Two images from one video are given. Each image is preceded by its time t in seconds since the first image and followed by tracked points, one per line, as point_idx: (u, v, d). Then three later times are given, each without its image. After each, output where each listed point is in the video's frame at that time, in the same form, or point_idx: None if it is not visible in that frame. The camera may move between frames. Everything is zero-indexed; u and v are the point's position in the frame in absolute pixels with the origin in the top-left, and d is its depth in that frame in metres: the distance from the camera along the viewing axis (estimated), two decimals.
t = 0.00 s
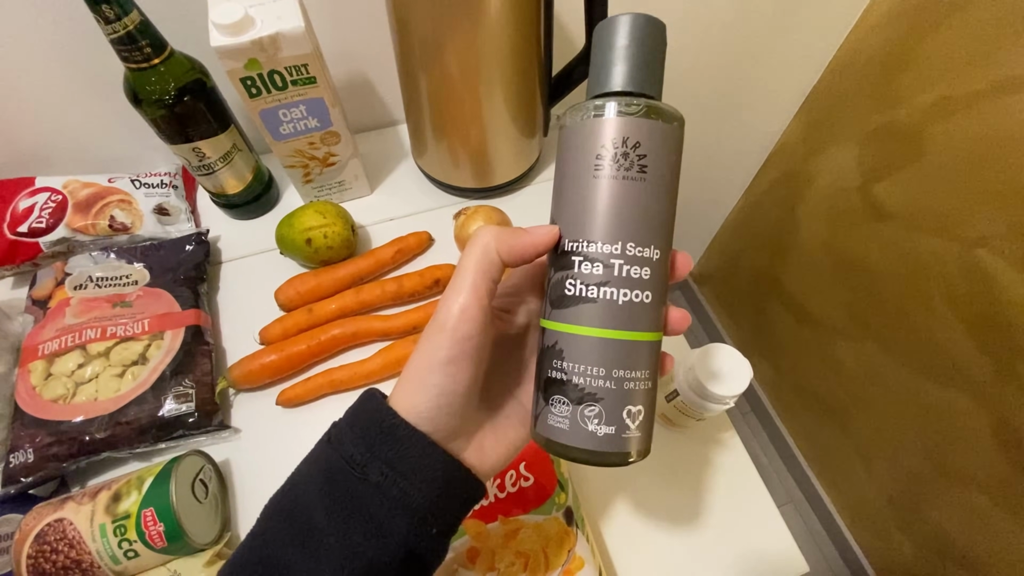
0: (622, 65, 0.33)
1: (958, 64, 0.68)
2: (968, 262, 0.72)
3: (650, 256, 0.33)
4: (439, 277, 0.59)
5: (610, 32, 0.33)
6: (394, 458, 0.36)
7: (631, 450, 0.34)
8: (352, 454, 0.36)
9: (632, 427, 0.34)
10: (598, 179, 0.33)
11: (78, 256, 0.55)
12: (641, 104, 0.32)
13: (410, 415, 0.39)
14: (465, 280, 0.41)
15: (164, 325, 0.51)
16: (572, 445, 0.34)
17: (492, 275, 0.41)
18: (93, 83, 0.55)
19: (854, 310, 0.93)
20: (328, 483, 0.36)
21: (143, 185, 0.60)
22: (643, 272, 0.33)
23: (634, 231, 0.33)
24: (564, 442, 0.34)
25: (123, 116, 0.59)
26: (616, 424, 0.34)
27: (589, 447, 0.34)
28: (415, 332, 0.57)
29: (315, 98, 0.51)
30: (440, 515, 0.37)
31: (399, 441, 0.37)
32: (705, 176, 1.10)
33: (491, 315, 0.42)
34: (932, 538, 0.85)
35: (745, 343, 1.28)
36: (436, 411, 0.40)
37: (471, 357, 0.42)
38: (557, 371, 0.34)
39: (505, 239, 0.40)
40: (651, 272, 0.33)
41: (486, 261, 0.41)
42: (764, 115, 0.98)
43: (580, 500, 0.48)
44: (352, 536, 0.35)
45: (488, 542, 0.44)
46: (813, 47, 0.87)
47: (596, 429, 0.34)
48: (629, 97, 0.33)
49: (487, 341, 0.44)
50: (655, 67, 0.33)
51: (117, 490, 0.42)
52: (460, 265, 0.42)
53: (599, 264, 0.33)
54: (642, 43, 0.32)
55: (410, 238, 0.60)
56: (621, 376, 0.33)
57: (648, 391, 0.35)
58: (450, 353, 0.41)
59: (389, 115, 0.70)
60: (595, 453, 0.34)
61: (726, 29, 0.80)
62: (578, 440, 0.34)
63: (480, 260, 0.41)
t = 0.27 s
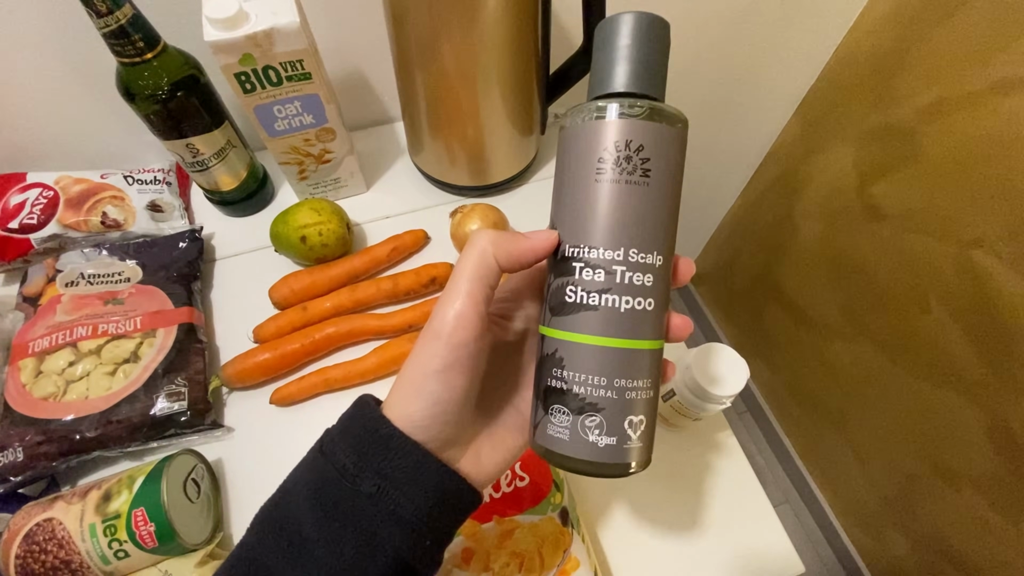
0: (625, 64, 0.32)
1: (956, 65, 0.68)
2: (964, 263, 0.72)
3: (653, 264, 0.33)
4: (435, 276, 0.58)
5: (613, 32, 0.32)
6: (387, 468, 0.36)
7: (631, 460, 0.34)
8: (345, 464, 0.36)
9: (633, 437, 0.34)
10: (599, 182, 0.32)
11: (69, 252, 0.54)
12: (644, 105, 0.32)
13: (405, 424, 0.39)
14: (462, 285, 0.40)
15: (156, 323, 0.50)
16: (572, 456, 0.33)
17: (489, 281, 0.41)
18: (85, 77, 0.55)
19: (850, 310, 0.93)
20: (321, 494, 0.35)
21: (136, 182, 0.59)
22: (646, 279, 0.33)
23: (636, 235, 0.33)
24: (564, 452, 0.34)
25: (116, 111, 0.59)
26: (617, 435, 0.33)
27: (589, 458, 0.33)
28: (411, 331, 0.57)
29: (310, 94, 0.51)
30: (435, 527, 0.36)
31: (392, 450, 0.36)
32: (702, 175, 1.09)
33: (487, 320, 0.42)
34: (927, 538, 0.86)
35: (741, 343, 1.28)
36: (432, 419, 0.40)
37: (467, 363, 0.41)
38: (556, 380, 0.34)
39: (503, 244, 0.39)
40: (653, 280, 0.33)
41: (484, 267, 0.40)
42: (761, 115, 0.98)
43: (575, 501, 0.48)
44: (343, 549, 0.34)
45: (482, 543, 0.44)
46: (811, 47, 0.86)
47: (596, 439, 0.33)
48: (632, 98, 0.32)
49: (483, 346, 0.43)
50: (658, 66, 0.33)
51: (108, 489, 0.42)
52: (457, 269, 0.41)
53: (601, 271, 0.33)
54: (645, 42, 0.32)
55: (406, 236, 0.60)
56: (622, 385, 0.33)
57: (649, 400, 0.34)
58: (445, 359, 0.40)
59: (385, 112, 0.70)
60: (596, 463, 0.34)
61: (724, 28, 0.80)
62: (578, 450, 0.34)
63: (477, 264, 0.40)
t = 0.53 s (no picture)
0: (626, 49, 0.32)
1: (953, 64, 0.68)
2: (961, 262, 0.72)
3: (657, 255, 0.33)
4: (432, 273, 0.58)
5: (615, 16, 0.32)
6: (378, 474, 0.36)
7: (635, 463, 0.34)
8: (335, 469, 0.36)
9: (637, 439, 0.33)
10: (601, 170, 0.32)
11: (63, 249, 0.54)
12: (646, 89, 0.32)
13: (396, 428, 0.38)
14: (455, 282, 0.40)
15: (151, 320, 0.50)
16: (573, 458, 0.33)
17: (483, 276, 0.41)
18: (79, 73, 0.54)
19: (847, 309, 0.93)
20: (311, 499, 0.35)
21: (131, 178, 0.59)
22: (650, 272, 0.33)
23: (640, 224, 0.32)
24: (566, 455, 0.34)
25: (111, 107, 0.58)
26: (621, 436, 0.33)
27: (592, 459, 0.33)
28: (407, 329, 0.57)
29: (306, 90, 0.50)
30: (428, 534, 0.36)
31: (383, 454, 0.36)
32: (700, 175, 1.09)
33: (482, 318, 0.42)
34: (923, 536, 0.86)
35: (738, 342, 1.28)
36: (423, 422, 0.40)
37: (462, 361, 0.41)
38: (557, 380, 0.34)
39: (499, 239, 0.39)
40: (657, 273, 0.33)
41: (478, 261, 0.40)
42: (758, 114, 0.98)
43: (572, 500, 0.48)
44: (333, 555, 0.34)
45: (479, 541, 0.44)
46: (809, 46, 0.86)
47: (599, 441, 0.33)
48: (633, 82, 0.32)
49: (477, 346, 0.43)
50: (659, 52, 0.32)
51: (102, 487, 0.41)
52: (450, 266, 0.41)
53: (602, 264, 0.32)
54: (647, 24, 0.32)
55: (403, 233, 0.60)
56: (627, 385, 0.33)
57: (653, 399, 0.34)
58: (437, 360, 0.40)
59: (382, 109, 0.69)
60: (599, 467, 0.33)
61: (722, 26, 0.80)
62: (581, 452, 0.33)
63: (472, 259, 0.40)
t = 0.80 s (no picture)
0: (633, 36, 0.32)
1: (950, 64, 0.68)
2: (957, 261, 0.72)
3: (664, 250, 0.32)
4: (430, 273, 0.58)
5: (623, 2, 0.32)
6: (373, 479, 0.35)
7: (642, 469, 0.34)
8: (329, 473, 0.35)
9: (643, 444, 0.33)
10: (607, 160, 0.32)
11: (58, 248, 0.53)
12: (653, 76, 0.32)
13: (392, 430, 0.38)
14: (454, 279, 0.39)
15: (147, 320, 0.50)
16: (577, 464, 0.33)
17: (483, 273, 0.40)
18: (74, 71, 0.54)
19: (844, 308, 0.93)
20: (304, 504, 0.35)
21: (127, 177, 0.58)
22: (657, 268, 0.32)
23: (647, 215, 0.32)
24: (570, 461, 0.33)
25: (106, 105, 0.58)
26: (626, 441, 0.33)
27: (597, 464, 0.33)
28: (405, 328, 0.57)
29: (303, 89, 0.50)
30: (423, 539, 0.36)
31: (378, 459, 0.36)
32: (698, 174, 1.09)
33: (481, 316, 0.41)
34: (920, 535, 0.86)
35: (736, 342, 1.28)
36: (420, 424, 0.39)
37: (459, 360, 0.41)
38: (561, 382, 0.34)
39: (499, 236, 0.39)
40: (665, 271, 0.33)
41: (478, 257, 0.39)
42: (756, 113, 0.98)
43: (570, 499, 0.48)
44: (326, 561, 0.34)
45: (477, 540, 0.44)
46: (806, 45, 0.86)
47: (603, 446, 0.33)
48: (640, 70, 0.32)
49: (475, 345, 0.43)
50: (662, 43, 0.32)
51: (98, 487, 0.41)
52: (448, 262, 0.40)
53: (608, 260, 0.32)
54: (654, 11, 0.31)
55: (401, 233, 0.60)
56: (632, 389, 0.33)
57: (659, 403, 0.34)
58: (434, 360, 0.40)
59: (379, 108, 0.69)
60: (604, 473, 0.33)
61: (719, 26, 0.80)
62: (585, 457, 0.33)
63: (472, 256, 0.39)
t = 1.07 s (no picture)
0: (621, 38, 0.32)
1: (947, 63, 0.68)
2: (954, 260, 0.72)
3: (657, 245, 0.32)
4: (426, 273, 0.58)
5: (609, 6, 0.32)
6: (364, 493, 0.36)
7: (644, 477, 0.33)
8: (320, 487, 0.36)
9: (645, 450, 0.33)
10: (597, 159, 0.32)
11: (55, 249, 0.53)
12: (640, 76, 0.32)
13: (379, 440, 0.38)
14: (443, 287, 0.39)
15: (144, 320, 0.50)
16: (577, 473, 0.32)
17: (473, 280, 0.40)
18: (71, 71, 0.54)
19: (842, 307, 0.93)
20: (296, 518, 0.35)
21: (124, 177, 0.58)
22: (651, 264, 0.32)
23: (638, 214, 0.32)
24: (569, 469, 0.33)
25: (103, 106, 0.58)
26: (625, 448, 0.32)
27: (596, 472, 0.33)
28: (402, 329, 0.57)
29: (300, 89, 0.50)
30: (415, 553, 0.36)
31: (369, 472, 0.36)
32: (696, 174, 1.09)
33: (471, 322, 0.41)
34: (918, 533, 0.86)
35: (734, 341, 1.28)
36: (409, 434, 0.39)
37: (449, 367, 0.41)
38: (555, 385, 0.33)
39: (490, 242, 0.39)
40: (659, 266, 0.33)
41: (468, 263, 0.39)
42: (754, 113, 0.98)
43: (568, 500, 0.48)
44: None
45: (474, 541, 0.44)
46: (804, 45, 0.86)
47: (602, 452, 0.32)
48: (628, 71, 0.32)
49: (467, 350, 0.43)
50: (658, 43, 0.33)
51: (95, 488, 0.41)
52: (438, 269, 0.40)
53: (600, 257, 0.32)
54: (641, 13, 0.32)
55: (397, 233, 0.60)
56: (631, 393, 0.32)
57: (660, 406, 0.34)
58: (423, 368, 0.40)
59: (376, 108, 0.69)
60: (605, 482, 0.33)
61: (718, 25, 0.80)
62: (583, 464, 0.33)
63: (461, 262, 0.39)
